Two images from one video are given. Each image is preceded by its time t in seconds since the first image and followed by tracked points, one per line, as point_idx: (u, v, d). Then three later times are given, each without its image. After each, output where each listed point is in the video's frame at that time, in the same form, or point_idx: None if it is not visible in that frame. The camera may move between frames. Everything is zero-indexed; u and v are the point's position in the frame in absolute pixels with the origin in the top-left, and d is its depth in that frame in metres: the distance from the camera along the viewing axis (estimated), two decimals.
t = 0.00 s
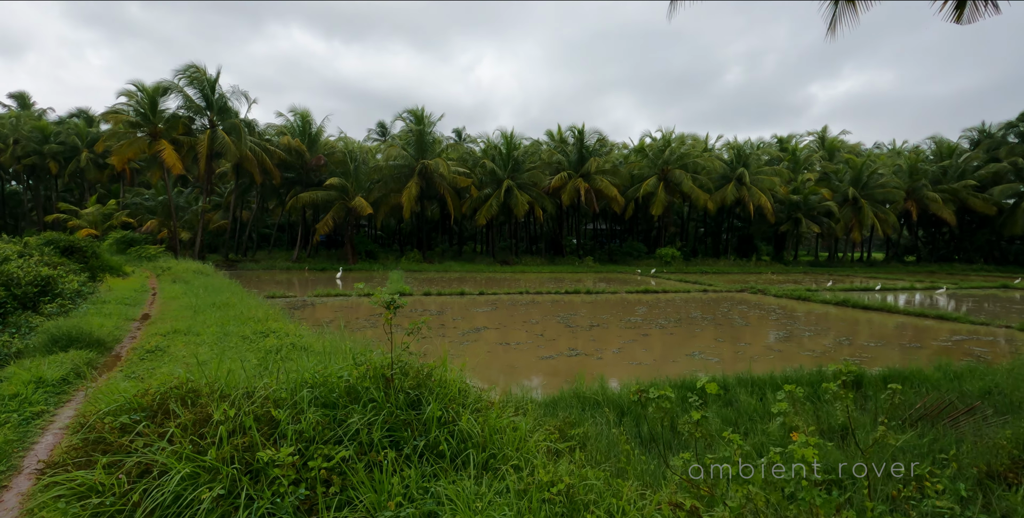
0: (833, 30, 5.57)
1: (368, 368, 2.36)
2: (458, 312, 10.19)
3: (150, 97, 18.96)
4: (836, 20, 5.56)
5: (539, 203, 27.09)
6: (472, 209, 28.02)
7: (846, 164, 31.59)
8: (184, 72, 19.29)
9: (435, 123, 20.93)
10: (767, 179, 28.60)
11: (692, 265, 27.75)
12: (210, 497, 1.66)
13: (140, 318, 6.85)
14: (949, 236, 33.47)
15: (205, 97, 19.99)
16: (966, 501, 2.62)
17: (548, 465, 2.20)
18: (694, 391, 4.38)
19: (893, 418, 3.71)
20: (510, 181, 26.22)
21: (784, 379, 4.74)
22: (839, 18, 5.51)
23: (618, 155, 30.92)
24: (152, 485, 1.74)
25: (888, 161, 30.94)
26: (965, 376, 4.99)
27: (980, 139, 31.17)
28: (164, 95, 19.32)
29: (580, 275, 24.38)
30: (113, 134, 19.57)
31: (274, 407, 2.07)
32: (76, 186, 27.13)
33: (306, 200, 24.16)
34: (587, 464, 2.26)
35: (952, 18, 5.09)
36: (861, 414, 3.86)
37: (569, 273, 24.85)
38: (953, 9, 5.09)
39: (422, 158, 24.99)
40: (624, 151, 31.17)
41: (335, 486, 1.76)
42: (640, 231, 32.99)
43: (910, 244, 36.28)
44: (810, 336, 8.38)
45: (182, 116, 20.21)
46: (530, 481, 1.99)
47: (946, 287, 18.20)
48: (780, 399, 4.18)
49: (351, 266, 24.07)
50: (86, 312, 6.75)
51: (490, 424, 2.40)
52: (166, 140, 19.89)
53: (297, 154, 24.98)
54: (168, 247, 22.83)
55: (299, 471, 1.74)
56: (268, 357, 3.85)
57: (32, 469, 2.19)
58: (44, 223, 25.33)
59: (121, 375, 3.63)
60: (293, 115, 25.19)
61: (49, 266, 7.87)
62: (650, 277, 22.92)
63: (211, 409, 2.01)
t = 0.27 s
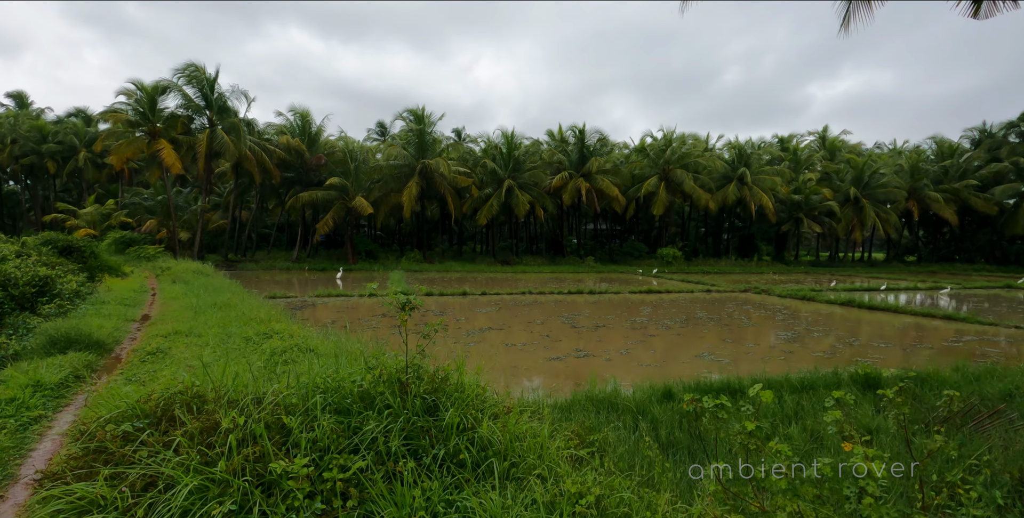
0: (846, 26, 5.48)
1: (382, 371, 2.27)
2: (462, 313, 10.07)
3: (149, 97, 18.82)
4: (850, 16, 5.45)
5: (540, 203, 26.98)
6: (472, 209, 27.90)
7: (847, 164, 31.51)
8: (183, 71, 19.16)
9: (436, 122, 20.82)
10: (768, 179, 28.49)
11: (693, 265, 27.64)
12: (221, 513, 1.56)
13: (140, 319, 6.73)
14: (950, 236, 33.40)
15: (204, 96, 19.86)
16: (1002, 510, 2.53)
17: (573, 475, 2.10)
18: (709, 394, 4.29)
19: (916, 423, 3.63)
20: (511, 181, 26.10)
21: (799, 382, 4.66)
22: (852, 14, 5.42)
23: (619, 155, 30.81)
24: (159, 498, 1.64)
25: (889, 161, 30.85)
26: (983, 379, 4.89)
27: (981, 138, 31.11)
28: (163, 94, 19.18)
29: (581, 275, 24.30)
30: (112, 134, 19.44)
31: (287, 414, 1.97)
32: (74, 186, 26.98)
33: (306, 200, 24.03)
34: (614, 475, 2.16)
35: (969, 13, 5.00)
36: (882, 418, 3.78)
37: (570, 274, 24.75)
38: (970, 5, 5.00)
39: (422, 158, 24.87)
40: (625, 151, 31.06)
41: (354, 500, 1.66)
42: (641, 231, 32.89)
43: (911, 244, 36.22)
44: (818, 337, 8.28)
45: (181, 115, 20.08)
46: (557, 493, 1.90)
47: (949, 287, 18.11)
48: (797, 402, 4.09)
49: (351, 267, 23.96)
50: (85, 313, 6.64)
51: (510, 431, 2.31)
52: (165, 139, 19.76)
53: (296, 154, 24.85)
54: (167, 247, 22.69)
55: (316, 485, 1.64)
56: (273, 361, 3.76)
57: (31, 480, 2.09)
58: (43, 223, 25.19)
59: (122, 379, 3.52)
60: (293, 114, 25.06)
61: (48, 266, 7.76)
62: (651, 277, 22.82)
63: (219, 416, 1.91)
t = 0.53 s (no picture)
0: (860, 24, 5.38)
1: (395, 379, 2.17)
2: (464, 315, 9.96)
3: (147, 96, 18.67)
4: (863, 12, 5.34)
5: (540, 203, 26.88)
6: (472, 209, 27.78)
7: (848, 164, 31.46)
8: (182, 71, 19.01)
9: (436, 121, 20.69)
10: (769, 179, 28.40)
11: (694, 265, 27.54)
12: None
13: (138, 321, 6.60)
14: (949, 237, 33.36)
15: (203, 96, 19.71)
16: None
17: (597, 492, 2.00)
18: (723, 400, 4.18)
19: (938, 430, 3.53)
20: (511, 181, 25.97)
21: (814, 385, 4.56)
22: (866, 10, 5.32)
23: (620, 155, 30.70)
24: None
25: (890, 161, 30.77)
26: (1001, 383, 4.80)
27: (981, 138, 31.06)
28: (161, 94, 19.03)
29: (581, 275, 24.21)
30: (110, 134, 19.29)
31: (296, 429, 1.87)
32: (72, 187, 26.81)
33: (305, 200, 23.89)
34: (638, 491, 2.07)
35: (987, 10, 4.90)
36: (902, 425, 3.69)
37: (570, 274, 24.63)
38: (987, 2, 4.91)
39: (422, 158, 24.75)
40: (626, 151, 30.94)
41: None
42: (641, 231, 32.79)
43: (911, 244, 36.18)
44: (827, 339, 8.18)
45: (180, 115, 19.92)
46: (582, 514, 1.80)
47: (952, 288, 18.02)
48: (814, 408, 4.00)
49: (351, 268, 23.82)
50: (82, 315, 6.50)
51: (530, 443, 2.22)
52: (163, 139, 19.61)
53: (295, 154, 24.69)
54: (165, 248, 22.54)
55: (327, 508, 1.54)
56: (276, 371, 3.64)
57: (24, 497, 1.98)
58: (40, 224, 25.01)
59: (119, 387, 3.40)
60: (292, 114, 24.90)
61: (44, 267, 7.63)
62: (652, 277, 22.71)
63: (224, 431, 1.82)
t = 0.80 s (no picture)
0: (869, 23, 5.32)
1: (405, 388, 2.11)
2: (466, 317, 9.88)
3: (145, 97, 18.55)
4: (872, 12, 5.29)
5: (540, 204, 26.82)
6: (472, 210, 27.70)
7: (847, 165, 31.46)
8: (180, 71, 18.89)
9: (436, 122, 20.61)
10: (769, 180, 28.36)
11: (694, 266, 27.50)
12: None
13: (137, 324, 6.50)
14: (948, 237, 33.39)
15: (201, 96, 19.59)
16: None
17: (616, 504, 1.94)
18: (734, 404, 4.11)
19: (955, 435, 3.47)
20: (511, 181, 25.89)
21: (825, 389, 4.50)
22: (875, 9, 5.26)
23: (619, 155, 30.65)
24: None
25: (889, 161, 30.76)
26: (1013, 385, 4.74)
27: (980, 139, 31.09)
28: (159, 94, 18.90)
29: (581, 276, 24.15)
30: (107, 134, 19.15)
31: (304, 443, 1.82)
32: (69, 187, 26.64)
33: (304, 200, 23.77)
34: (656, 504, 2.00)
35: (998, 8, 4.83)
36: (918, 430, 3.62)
37: (570, 275, 24.55)
38: None
39: (421, 158, 24.65)
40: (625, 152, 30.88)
41: None
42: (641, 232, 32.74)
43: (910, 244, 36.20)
44: (832, 341, 8.13)
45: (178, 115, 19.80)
46: None
47: (953, 288, 18.00)
48: (826, 412, 3.93)
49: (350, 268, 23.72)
50: (79, 318, 6.40)
51: (546, 455, 2.16)
52: (161, 139, 19.49)
53: (294, 155, 24.60)
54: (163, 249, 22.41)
55: None
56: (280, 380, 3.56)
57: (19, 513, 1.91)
58: (37, 225, 24.86)
59: (119, 394, 3.33)
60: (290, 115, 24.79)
61: (41, 269, 7.52)
62: (653, 278, 22.66)
63: (229, 445, 1.76)
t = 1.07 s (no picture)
0: (881, 22, 5.25)
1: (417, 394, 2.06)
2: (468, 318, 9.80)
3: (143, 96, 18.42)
4: (883, 10, 5.22)
5: (540, 204, 26.76)
6: (471, 210, 27.61)
7: (846, 166, 31.47)
8: (177, 70, 18.75)
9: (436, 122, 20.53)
10: (768, 181, 28.33)
11: (694, 267, 27.45)
12: None
13: (135, 326, 6.41)
14: (946, 238, 33.42)
15: (199, 95, 19.47)
16: None
17: None
18: (744, 408, 4.05)
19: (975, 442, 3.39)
20: (510, 182, 25.81)
21: (835, 392, 4.43)
22: (885, 7, 5.21)
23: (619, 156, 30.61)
24: None
25: (889, 162, 30.76)
26: None
27: (978, 140, 31.14)
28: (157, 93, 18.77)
29: (581, 277, 24.07)
30: (104, 133, 19.02)
31: (313, 456, 1.77)
32: (66, 187, 26.48)
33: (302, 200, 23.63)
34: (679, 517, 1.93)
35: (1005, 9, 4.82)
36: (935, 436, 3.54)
37: (570, 276, 24.46)
38: None
39: (420, 159, 24.56)
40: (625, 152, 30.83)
41: None
42: (640, 233, 32.70)
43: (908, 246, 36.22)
44: (837, 343, 8.06)
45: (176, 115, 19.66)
46: None
47: (954, 290, 17.97)
48: (839, 416, 3.86)
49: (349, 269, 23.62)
50: (77, 319, 6.30)
51: (563, 464, 2.09)
52: (158, 139, 19.37)
53: (293, 155, 24.48)
54: (161, 249, 22.26)
55: None
56: (284, 384, 3.49)
57: None
58: (33, 224, 24.69)
59: (118, 399, 3.25)
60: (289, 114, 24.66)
61: (37, 269, 7.41)
62: (653, 280, 22.58)
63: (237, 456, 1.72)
